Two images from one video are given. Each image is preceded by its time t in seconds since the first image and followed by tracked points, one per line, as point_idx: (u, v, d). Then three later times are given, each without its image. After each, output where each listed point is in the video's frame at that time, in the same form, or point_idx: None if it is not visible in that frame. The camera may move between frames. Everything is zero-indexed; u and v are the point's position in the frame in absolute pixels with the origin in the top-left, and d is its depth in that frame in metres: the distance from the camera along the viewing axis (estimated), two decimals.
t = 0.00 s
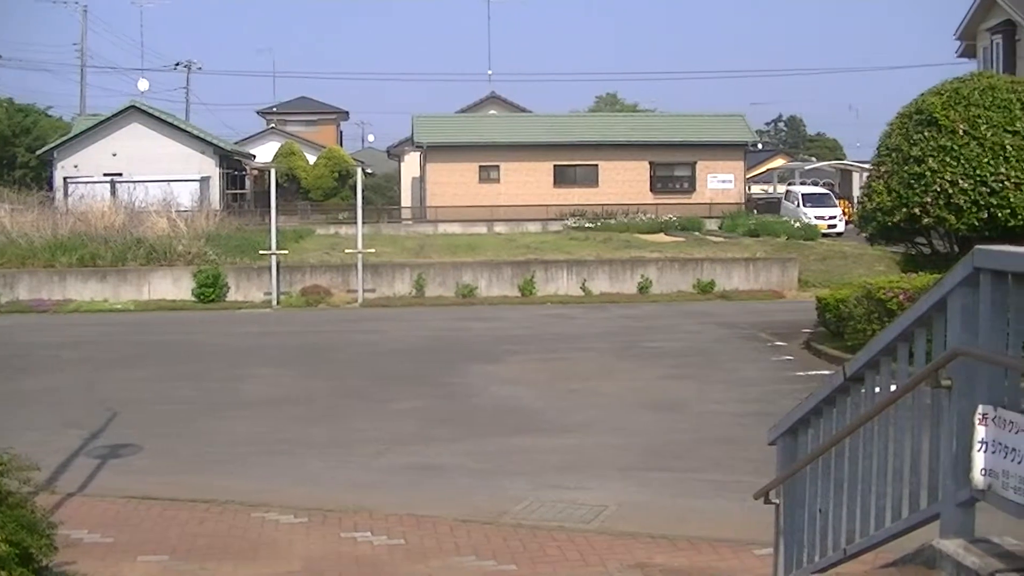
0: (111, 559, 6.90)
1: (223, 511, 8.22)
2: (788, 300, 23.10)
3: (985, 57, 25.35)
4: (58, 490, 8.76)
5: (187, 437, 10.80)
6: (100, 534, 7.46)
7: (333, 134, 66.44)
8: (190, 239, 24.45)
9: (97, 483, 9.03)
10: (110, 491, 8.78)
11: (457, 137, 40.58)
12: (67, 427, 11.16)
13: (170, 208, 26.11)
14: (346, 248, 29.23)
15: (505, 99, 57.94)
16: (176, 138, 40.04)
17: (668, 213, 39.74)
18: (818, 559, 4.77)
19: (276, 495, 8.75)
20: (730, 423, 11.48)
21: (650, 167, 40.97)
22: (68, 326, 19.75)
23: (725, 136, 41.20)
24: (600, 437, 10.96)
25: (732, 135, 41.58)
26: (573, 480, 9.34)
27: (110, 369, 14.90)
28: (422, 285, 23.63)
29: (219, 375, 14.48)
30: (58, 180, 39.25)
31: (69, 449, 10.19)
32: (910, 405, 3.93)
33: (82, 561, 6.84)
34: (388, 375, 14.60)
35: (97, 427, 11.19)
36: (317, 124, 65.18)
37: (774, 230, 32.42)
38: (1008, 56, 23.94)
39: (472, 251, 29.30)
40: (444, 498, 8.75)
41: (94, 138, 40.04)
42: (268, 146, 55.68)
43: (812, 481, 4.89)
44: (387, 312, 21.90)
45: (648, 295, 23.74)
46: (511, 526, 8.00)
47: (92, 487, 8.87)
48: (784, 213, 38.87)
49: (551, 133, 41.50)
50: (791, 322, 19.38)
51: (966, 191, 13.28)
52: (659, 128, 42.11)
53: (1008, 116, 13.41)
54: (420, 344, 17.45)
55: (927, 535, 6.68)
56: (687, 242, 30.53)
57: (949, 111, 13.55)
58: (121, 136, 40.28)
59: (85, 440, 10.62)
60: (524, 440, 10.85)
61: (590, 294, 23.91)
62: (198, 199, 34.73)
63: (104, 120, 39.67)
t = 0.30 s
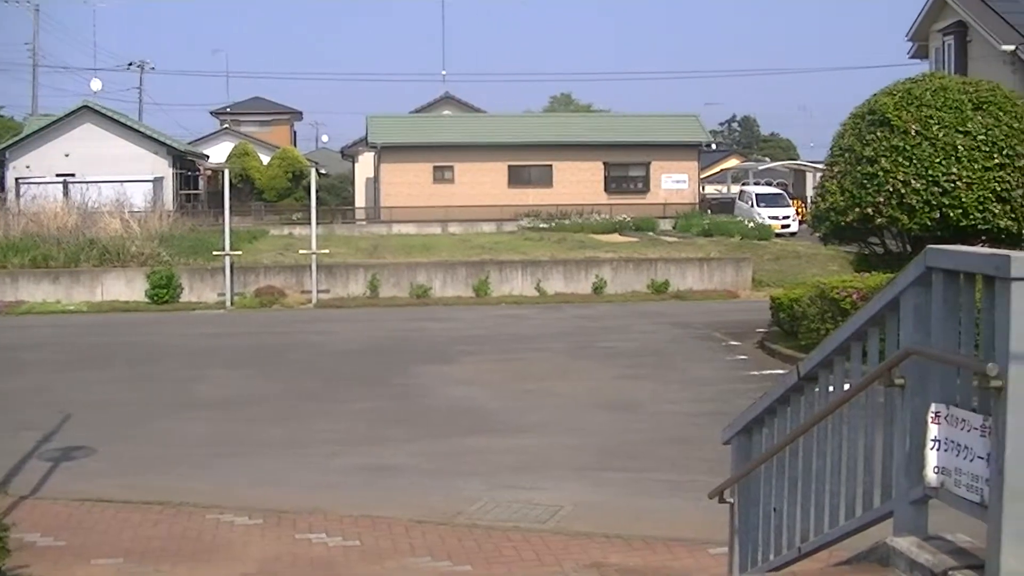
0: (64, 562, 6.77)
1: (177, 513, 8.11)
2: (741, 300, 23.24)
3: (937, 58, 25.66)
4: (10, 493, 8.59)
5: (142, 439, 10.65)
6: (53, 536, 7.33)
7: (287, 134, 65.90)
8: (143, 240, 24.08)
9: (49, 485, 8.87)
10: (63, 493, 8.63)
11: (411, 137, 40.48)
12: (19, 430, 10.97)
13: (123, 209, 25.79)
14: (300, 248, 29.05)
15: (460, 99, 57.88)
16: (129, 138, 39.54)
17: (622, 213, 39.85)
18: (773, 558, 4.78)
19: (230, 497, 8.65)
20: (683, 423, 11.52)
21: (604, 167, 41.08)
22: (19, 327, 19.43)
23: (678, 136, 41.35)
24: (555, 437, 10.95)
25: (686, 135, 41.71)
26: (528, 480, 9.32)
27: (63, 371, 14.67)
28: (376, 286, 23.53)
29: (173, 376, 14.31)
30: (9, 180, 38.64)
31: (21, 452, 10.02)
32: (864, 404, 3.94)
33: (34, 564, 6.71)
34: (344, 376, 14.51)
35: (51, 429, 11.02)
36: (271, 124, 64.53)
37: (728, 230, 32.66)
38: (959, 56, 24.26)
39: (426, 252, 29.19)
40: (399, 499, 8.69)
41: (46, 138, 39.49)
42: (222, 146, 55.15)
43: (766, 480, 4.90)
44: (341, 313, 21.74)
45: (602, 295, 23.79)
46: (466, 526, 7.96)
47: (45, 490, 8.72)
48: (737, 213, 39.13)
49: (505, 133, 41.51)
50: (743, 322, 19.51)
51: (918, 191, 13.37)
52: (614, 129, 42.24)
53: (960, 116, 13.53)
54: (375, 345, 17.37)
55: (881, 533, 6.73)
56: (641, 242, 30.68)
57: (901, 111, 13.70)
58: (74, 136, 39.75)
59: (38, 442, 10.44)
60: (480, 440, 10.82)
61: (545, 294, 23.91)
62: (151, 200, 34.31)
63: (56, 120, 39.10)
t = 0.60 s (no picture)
0: (17, 566, 6.64)
1: (132, 516, 7.98)
2: (696, 300, 23.36)
3: (891, 60, 25.97)
4: None
5: (96, 441, 10.49)
6: (6, 541, 7.19)
7: (242, 135, 65.35)
8: (97, 241, 23.78)
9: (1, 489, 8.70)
10: (15, 497, 8.48)
11: (366, 138, 40.33)
12: None
13: (77, 210, 25.46)
14: (256, 250, 28.84)
15: (415, 100, 57.70)
16: (83, 139, 38.98)
17: (578, 214, 39.93)
18: (729, 557, 4.79)
19: (186, 500, 8.53)
20: (639, 423, 11.54)
21: (560, 168, 41.14)
22: None
23: (633, 137, 41.49)
24: (512, 438, 10.93)
25: (641, 136, 41.84)
26: (485, 481, 9.29)
27: (15, 373, 14.43)
28: (332, 287, 23.39)
29: (128, 378, 14.12)
30: None
31: None
32: (820, 403, 3.96)
33: None
34: (300, 377, 14.39)
35: (3, 433, 10.82)
36: (226, 125, 64.00)
37: (683, 231, 32.85)
38: (911, 58, 24.58)
39: (382, 253, 29.07)
40: (357, 501, 8.62)
41: None
42: (175, 146, 54.59)
43: (722, 479, 4.91)
44: (297, 314, 21.56)
45: (557, 296, 23.82)
46: (423, 527, 7.91)
47: None
48: (692, 213, 39.36)
49: (461, 134, 41.45)
50: (699, 322, 19.61)
51: (872, 191, 13.51)
52: (569, 130, 42.32)
53: (913, 117, 13.68)
54: (332, 346, 17.26)
55: (836, 531, 6.77)
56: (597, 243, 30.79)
57: (856, 112, 13.86)
58: (28, 137, 39.22)
59: None
60: (437, 441, 10.77)
61: (500, 295, 23.90)
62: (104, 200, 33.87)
63: (9, 119, 38.62)
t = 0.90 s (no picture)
0: None
1: (88, 518, 7.85)
2: (652, 300, 23.45)
3: (847, 60, 26.22)
4: None
5: (50, 443, 10.33)
6: None
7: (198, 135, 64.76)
8: (51, 243, 23.46)
9: None
10: None
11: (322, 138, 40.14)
12: None
13: (31, 211, 25.08)
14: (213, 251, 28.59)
15: (372, 100, 57.46)
16: (37, 139, 38.34)
17: (535, 214, 39.96)
18: (685, 557, 4.80)
19: (142, 502, 8.41)
20: (597, 423, 11.55)
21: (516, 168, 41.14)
22: None
23: (590, 137, 41.56)
24: (471, 438, 10.90)
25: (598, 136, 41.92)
26: (443, 481, 9.25)
27: None
28: (288, 288, 23.21)
29: (83, 380, 13.92)
30: None
31: None
32: (776, 403, 3.98)
33: None
34: (257, 378, 14.26)
35: None
36: (182, 125, 63.39)
37: (640, 231, 32.99)
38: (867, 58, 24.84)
39: (340, 253, 28.90)
40: (315, 502, 8.54)
41: None
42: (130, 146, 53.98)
43: (679, 479, 4.91)
44: (253, 315, 21.36)
45: (514, 296, 23.80)
46: (381, 528, 7.86)
47: None
48: (649, 213, 39.51)
49: (418, 134, 41.34)
50: (655, 322, 19.69)
51: (828, 191, 13.59)
52: (527, 130, 42.34)
53: (868, 117, 13.88)
54: (289, 347, 17.13)
55: (793, 530, 6.80)
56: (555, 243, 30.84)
57: (812, 112, 14.03)
58: None
59: None
60: (395, 442, 10.71)
61: (457, 295, 23.86)
62: (59, 200, 33.39)
63: None
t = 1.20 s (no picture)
0: None
1: (46, 521, 7.73)
2: (612, 300, 23.52)
3: (805, 61, 26.41)
4: None
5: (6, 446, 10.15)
6: None
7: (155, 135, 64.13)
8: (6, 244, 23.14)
9: None
10: None
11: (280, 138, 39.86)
12: None
13: None
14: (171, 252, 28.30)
15: (331, 101, 57.15)
16: None
17: (494, 214, 39.93)
18: (645, 556, 4.79)
19: (100, 504, 8.29)
20: (556, 423, 11.56)
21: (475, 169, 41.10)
22: None
23: (548, 137, 41.58)
24: (431, 439, 10.86)
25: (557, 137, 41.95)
26: (404, 482, 9.21)
27: None
28: (247, 289, 23.01)
29: (38, 382, 13.71)
30: None
31: None
32: (735, 403, 3.98)
33: None
34: (216, 379, 14.13)
35: None
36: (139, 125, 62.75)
37: (599, 231, 33.09)
38: (824, 58, 25.05)
39: (299, 254, 28.72)
40: (275, 503, 8.47)
41: None
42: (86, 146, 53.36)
43: (638, 479, 4.91)
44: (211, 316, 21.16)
45: (473, 296, 23.76)
46: (342, 529, 7.80)
47: None
48: (608, 213, 39.64)
49: (377, 135, 41.18)
50: (615, 322, 19.74)
51: (786, 191, 13.71)
52: (486, 130, 42.30)
53: (826, 118, 14.00)
54: (249, 348, 16.99)
55: (751, 529, 6.83)
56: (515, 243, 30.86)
57: (770, 113, 14.14)
58: None
59: None
60: (355, 442, 10.65)
61: (416, 296, 23.78)
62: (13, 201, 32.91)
63: None
